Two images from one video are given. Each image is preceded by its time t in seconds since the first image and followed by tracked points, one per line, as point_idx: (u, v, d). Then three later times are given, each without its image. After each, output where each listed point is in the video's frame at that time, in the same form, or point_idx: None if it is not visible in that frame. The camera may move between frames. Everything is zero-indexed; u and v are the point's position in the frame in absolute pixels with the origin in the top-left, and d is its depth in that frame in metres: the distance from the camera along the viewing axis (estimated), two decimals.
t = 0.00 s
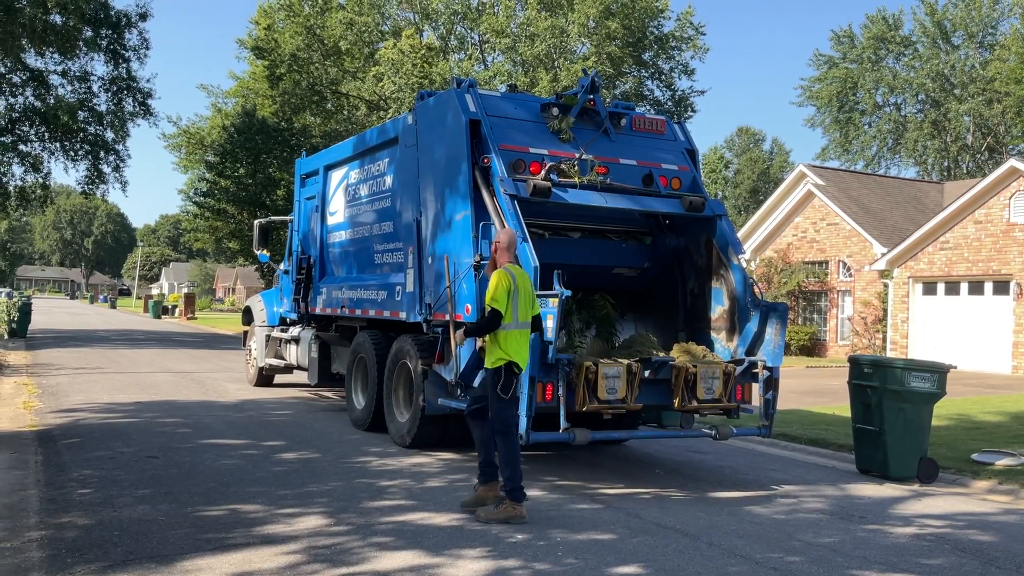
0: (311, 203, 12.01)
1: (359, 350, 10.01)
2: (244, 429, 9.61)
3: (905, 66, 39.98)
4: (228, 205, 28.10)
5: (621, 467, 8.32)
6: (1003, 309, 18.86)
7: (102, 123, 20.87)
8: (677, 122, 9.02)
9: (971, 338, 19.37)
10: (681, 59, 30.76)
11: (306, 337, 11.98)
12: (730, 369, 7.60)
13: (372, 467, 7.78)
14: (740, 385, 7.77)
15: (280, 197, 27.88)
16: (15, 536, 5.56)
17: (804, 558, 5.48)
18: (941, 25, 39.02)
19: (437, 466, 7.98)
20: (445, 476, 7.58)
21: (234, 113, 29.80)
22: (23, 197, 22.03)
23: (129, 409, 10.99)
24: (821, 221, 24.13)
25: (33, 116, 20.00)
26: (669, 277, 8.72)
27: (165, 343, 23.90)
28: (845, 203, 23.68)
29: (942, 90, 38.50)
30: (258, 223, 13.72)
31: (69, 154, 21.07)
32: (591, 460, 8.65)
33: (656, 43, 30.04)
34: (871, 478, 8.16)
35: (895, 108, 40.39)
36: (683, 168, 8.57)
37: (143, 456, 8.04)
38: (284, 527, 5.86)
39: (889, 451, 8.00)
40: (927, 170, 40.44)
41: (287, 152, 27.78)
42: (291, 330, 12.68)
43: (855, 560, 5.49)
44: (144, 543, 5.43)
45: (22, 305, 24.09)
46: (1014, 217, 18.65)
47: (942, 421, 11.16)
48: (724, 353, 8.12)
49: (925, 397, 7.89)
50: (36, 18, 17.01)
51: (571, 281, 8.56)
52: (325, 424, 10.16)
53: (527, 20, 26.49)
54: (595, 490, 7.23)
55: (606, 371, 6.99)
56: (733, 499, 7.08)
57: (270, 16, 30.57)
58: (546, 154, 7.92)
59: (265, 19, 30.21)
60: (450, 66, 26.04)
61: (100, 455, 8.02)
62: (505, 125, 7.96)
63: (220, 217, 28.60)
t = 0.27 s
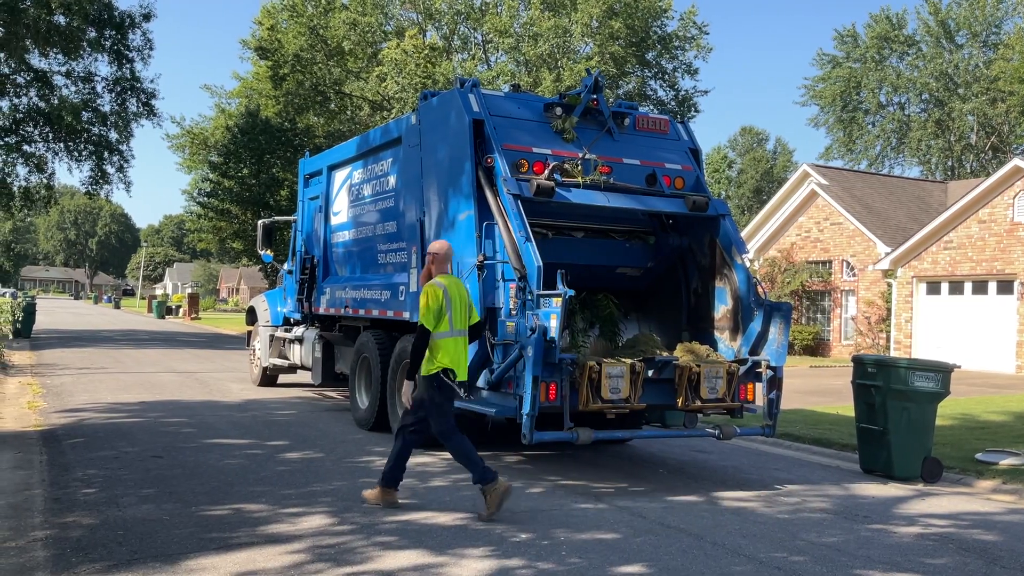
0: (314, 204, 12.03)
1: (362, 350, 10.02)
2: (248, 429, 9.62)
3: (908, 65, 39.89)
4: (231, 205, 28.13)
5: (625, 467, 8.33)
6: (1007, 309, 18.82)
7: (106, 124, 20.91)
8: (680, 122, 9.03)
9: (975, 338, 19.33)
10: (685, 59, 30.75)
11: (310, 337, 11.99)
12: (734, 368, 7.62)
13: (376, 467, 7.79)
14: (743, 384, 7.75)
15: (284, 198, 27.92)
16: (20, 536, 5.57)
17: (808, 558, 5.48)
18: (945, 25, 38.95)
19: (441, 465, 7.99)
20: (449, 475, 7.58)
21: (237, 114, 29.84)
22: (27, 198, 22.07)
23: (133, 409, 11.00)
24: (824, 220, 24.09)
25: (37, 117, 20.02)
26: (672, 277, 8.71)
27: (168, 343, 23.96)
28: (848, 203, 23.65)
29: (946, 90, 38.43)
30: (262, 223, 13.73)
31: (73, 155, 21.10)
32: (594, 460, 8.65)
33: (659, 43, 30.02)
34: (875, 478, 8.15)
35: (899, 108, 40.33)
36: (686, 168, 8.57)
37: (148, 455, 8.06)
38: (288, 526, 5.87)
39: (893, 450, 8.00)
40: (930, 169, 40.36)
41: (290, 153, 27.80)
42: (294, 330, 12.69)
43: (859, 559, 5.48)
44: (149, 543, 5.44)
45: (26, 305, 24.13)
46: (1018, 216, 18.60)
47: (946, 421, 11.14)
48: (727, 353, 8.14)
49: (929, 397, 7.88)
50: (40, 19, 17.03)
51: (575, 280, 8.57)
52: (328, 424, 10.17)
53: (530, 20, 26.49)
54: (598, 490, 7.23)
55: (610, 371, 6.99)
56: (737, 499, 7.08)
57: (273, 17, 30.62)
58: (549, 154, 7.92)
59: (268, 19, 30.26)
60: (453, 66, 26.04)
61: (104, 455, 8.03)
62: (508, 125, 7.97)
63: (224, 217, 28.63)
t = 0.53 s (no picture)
0: (319, 204, 12.03)
1: (366, 351, 10.01)
2: (252, 429, 9.63)
3: (913, 64, 39.77)
4: (236, 205, 28.17)
5: (629, 467, 8.31)
6: (1013, 308, 18.75)
7: (111, 124, 20.95)
8: (685, 121, 9.00)
9: (981, 338, 19.27)
10: (689, 58, 30.73)
11: (314, 338, 11.99)
12: (738, 368, 7.60)
13: (380, 467, 7.78)
14: (748, 384, 7.78)
15: (288, 198, 27.94)
16: (25, 536, 5.59)
17: (814, 558, 5.46)
18: (950, 23, 38.86)
19: (445, 465, 7.98)
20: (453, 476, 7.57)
21: (242, 114, 29.88)
22: (32, 199, 22.12)
23: (138, 409, 11.02)
24: (829, 219, 24.03)
25: (42, 117, 20.06)
26: (676, 277, 8.70)
27: (173, 343, 23.99)
28: (853, 202, 23.58)
29: (951, 89, 38.34)
30: (267, 223, 13.74)
31: (77, 155, 21.13)
32: (599, 460, 8.64)
33: (664, 42, 30.00)
34: (880, 477, 8.13)
35: (904, 107, 40.22)
36: (690, 167, 8.55)
37: (152, 455, 8.07)
38: (292, 526, 5.87)
39: (899, 450, 7.97)
40: (935, 168, 40.33)
41: (295, 153, 27.82)
42: (299, 330, 12.70)
43: (865, 560, 5.47)
44: (153, 543, 5.45)
45: (32, 305, 24.19)
46: None
47: (951, 421, 11.11)
48: (732, 353, 8.12)
49: (934, 397, 7.86)
50: (45, 19, 17.05)
51: (579, 281, 8.55)
52: (332, 424, 10.17)
53: (534, 19, 26.50)
54: (603, 490, 7.22)
55: (614, 371, 6.96)
56: (742, 499, 7.07)
57: (277, 17, 30.68)
58: (553, 154, 7.90)
59: (273, 20, 30.32)
60: (457, 66, 26.03)
61: (109, 455, 8.05)
62: (513, 125, 7.96)
63: (228, 217, 28.67)
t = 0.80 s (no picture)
0: (324, 203, 12.03)
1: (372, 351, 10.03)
2: (257, 429, 9.64)
3: (919, 62, 39.66)
4: (241, 206, 28.21)
5: (634, 467, 8.31)
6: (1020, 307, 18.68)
7: (116, 125, 21.00)
8: (689, 121, 9.00)
9: (987, 337, 19.21)
10: (693, 57, 30.71)
11: (319, 337, 12.01)
12: (743, 368, 7.54)
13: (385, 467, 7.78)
14: (753, 384, 7.75)
15: (293, 198, 27.97)
16: (31, 536, 5.60)
17: (819, 558, 5.45)
18: (955, 22, 38.75)
19: (450, 465, 7.98)
20: (458, 476, 7.58)
21: (246, 115, 29.94)
22: (37, 199, 22.18)
23: (144, 409, 11.04)
24: (834, 219, 23.99)
25: (48, 118, 20.11)
26: (681, 276, 8.70)
27: (178, 343, 24.03)
28: (859, 202, 23.53)
29: (957, 88, 38.23)
30: (272, 223, 13.75)
31: (83, 156, 21.18)
32: (604, 459, 8.63)
33: (668, 42, 29.99)
34: (886, 477, 8.11)
35: (909, 105, 40.11)
36: (695, 167, 8.54)
37: (158, 455, 8.09)
38: (297, 526, 5.87)
39: (904, 449, 7.95)
40: (941, 168, 40.24)
41: (299, 153, 27.85)
42: (304, 330, 12.71)
43: (870, 559, 5.46)
44: (158, 543, 5.46)
45: (37, 305, 24.25)
46: None
47: (957, 421, 11.08)
48: (737, 352, 8.09)
49: (940, 396, 7.84)
50: (50, 20, 17.09)
51: (584, 280, 8.54)
52: (337, 424, 10.18)
53: (538, 19, 26.49)
54: (608, 489, 7.21)
55: (619, 371, 6.95)
56: (747, 499, 7.05)
57: (282, 18, 30.75)
58: (558, 154, 7.90)
59: (277, 20, 30.39)
60: (461, 66, 26.02)
61: (115, 455, 8.07)
62: (517, 125, 7.96)
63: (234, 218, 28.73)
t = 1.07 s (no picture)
0: (329, 203, 12.03)
1: (377, 350, 10.03)
2: (263, 429, 9.64)
3: (926, 61, 39.50)
4: (247, 206, 28.25)
5: (641, 467, 8.29)
6: None
7: (123, 125, 21.05)
8: (695, 121, 8.99)
9: (995, 336, 19.14)
10: (699, 57, 30.67)
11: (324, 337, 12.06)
12: (747, 368, 7.58)
13: (390, 467, 7.78)
14: (758, 384, 7.73)
15: (299, 198, 28.01)
16: (38, 535, 5.62)
17: (826, 558, 5.44)
18: (962, 20, 38.59)
19: (456, 465, 7.97)
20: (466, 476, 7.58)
21: (253, 115, 30.01)
22: (44, 200, 22.24)
23: (150, 409, 11.06)
24: (841, 218, 23.92)
25: (55, 119, 20.15)
26: (686, 276, 8.67)
27: (185, 343, 24.08)
28: (865, 201, 23.46)
29: (964, 86, 38.09)
30: (277, 223, 13.75)
31: (89, 156, 21.21)
32: (610, 459, 8.62)
33: (674, 41, 29.95)
34: (894, 477, 8.08)
35: (916, 104, 39.97)
36: (700, 167, 8.52)
37: (164, 455, 8.10)
38: (303, 526, 5.88)
39: (911, 449, 7.92)
40: (948, 167, 40.12)
41: (305, 153, 27.87)
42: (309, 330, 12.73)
43: (877, 559, 5.44)
44: (166, 543, 5.47)
45: (45, 306, 24.32)
46: None
47: (965, 420, 11.04)
48: (741, 353, 8.07)
49: (948, 396, 7.80)
50: (57, 21, 17.13)
51: (588, 280, 8.54)
52: (343, 424, 10.18)
53: (544, 19, 26.50)
54: (614, 489, 7.20)
55: (623, 370, 6.93)
56: (754, 499, 7.03)
57: (288, 18, 30.83)
58: (563, 154, 7.89)
59: (283, 21, 30.46)
60: (467, 66, 26.01)
61: (121, 455, 8.08)
62: (522, 125, 7.95)
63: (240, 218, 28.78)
